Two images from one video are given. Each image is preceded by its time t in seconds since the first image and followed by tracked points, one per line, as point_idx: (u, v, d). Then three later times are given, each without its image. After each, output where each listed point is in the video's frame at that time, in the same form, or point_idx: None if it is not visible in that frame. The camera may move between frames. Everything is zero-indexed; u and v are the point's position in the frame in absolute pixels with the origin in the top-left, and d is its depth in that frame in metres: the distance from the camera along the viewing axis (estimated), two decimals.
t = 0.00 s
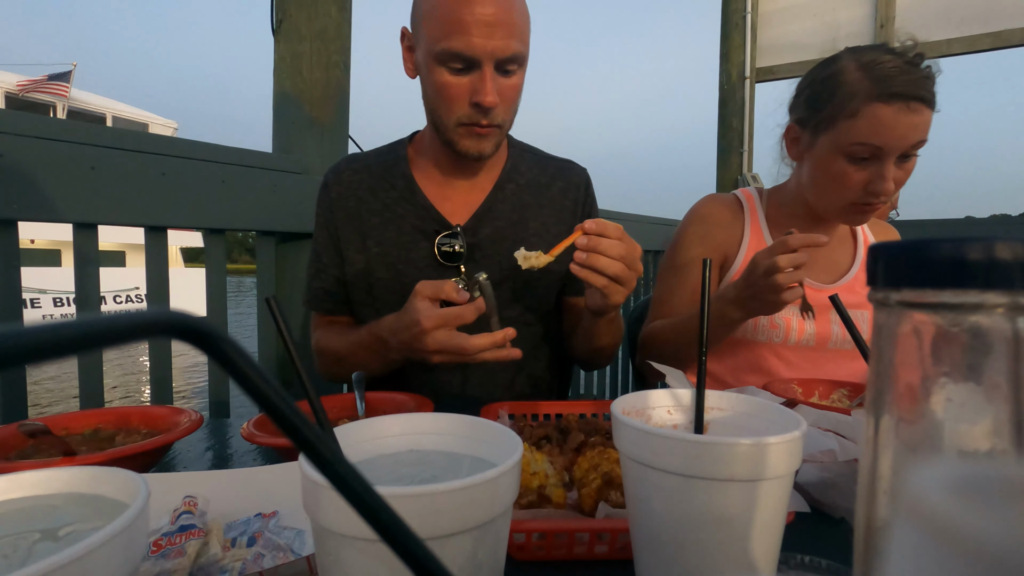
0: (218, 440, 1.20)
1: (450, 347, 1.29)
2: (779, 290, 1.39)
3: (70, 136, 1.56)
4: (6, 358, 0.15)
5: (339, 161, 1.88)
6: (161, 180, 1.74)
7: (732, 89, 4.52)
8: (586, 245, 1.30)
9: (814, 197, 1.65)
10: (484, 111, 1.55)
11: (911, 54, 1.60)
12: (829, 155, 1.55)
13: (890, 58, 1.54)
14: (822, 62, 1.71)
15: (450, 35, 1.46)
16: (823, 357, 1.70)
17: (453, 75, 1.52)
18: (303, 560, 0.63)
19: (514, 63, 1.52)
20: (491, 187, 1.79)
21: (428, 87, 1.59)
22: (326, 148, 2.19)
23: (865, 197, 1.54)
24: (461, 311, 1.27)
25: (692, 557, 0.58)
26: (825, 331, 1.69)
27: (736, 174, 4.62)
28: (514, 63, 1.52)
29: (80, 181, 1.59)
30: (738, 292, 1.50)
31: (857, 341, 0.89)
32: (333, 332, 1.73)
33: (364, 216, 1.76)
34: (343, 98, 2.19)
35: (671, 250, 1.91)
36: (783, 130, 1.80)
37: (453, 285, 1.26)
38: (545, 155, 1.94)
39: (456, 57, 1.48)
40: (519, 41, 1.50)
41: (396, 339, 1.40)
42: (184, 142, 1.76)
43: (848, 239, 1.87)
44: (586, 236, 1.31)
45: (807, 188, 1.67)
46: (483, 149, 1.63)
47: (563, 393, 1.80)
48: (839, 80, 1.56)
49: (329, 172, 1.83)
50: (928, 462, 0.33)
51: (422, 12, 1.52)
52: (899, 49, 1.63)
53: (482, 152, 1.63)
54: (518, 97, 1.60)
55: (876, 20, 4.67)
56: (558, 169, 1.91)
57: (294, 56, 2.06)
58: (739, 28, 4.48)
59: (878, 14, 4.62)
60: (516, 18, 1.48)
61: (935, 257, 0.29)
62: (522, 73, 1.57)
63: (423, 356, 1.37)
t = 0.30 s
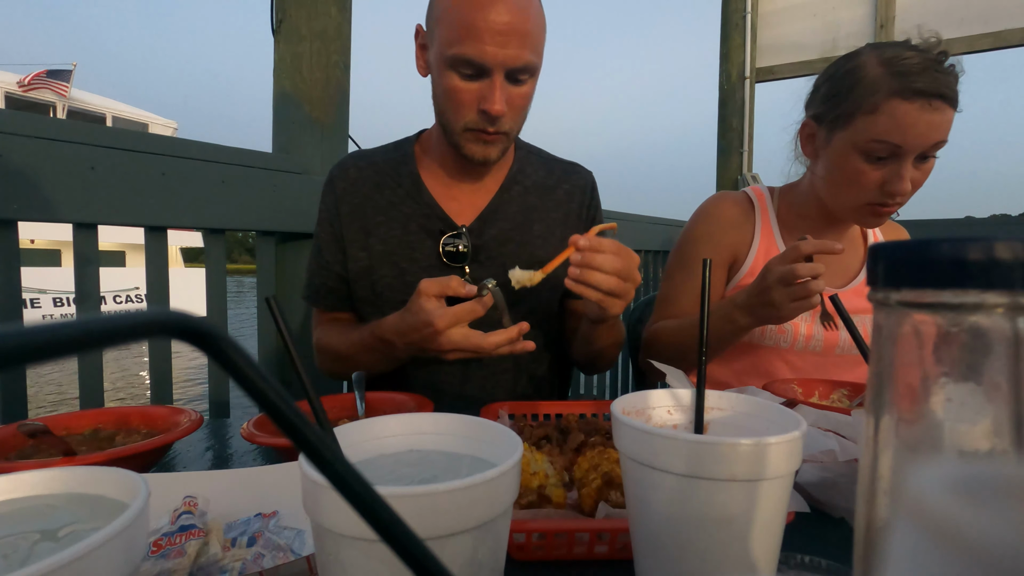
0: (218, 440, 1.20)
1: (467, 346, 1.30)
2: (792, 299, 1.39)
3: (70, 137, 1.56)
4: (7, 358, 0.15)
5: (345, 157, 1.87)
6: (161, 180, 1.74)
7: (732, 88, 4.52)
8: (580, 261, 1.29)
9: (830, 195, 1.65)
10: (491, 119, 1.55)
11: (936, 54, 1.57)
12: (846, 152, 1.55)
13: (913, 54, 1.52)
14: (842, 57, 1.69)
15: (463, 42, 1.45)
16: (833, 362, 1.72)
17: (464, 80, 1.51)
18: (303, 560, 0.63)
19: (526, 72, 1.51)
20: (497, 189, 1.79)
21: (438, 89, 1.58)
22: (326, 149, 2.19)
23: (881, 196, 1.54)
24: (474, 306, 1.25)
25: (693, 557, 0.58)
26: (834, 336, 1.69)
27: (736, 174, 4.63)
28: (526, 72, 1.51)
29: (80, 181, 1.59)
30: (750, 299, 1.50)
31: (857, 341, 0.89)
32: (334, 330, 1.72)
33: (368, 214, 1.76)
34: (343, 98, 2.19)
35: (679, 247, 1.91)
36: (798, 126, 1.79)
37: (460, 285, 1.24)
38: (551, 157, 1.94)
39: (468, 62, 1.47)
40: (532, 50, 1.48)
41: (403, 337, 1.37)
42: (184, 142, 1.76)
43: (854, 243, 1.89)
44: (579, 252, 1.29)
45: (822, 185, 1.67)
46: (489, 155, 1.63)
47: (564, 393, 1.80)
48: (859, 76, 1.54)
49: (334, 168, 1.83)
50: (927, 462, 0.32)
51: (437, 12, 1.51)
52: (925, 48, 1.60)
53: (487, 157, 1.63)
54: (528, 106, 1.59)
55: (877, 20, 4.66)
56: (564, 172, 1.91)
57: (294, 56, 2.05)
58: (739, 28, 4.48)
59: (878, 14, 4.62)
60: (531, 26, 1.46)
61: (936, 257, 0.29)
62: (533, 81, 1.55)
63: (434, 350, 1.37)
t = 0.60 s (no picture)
0: (219, 440, 1.20)
1: (476, 344, 1.30)
2: (790, 302, 1.39)
3: (70, 137, 1.56)
4: (7, 358, 0.15)
5: (348, 155, 1.87)
6: (161, 180, 1.74)
7: (732, 88, 4.52)
8: (577, 284, 1.31)
9: (832, 197, 1.65)
10: (500, 122, 1.55)
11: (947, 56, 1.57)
12: (850, 154, 1.55)
13: (922, 57, 1.52)
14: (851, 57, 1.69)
15: (476, 44, 1.44)
16: (834, 363, 1.72)
17: (474, 82, 1.50)
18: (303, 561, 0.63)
19: (539, 76, 1.50)
20: (500, 191, 1.78)
21: (447, 89, 1.58)
22: (326, 149, 2.20)
23: (884, 199, 1.55)
24: (483, 305, 1.27)
25: (694, 558, 0.58)
26: (835, 338, 1.70)
27: (736, 174, 4.63)
28: (538, 75, 1.51)
29: (80, 181, 1.59)
30: (749, 301, 1.49)
31: (857, 341, 0.90)
32: (335, 328, 1.73)
33: (372, 213, 1.76)
34: (343, 99, 2.19)
35: (681, 246, 1.92)
36: (804, 126, 1.79)
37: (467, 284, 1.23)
38: (557, 159, 1.95)
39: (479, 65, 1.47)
40: (544, 53, 1.48)
41: (407, 337, 1.38)
42: (184, 142, 1.76)
43: (857, 246, 1.90)
44: (578, 276, 1.31)
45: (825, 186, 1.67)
46: (496, 157, 1.63)
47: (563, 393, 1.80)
48: (868, 79, 1.53)
49: (338, 167, 1.83)
50: (927, 463, 0.33)
51: (451, 13, 1.50)
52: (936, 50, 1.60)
53: (494, 160, 1.63)
54: (536, 109, 1.59)
55: (876, 20, 4.66)
56: (569, 173, 1.91)
57: (294, 56, 2.05)
58: (739, 29, 4.48)
59: (878, 14, 4.63)
60: (544, 30, 1.46)
61: (936, 257, 0.29)
62: (544, 85, 1.55)
63: (438, 350, 1.37)
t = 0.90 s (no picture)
0: (219, 440, 1.20)
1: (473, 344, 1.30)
2: (789, 309, 1.38)
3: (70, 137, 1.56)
4: (7, 358, 0.15)
5: (349, 154, 1.87)
6: (161, 180, 1.74)
7: (733, 88, 4.52)
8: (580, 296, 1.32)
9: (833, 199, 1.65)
10: (506, 123, 1.55)
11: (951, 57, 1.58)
12: (851, 156, 1.54)
13: (925, 57, 1.52)
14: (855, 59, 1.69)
15: (486, 44, 1.44)
16: (834, 364, 1.72)
17: (483, 82, 1.50)
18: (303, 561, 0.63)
19: (546, 77, 1.51)
20: (502, 191, 1.78)
21: (454, 88, 1.57)
22: (327, 149, 2.20)
23: (884, 202, 1.54)
24: (482, 308, 1.26)
25: (693, 559, 0.58)
26: (835, 339, 1.70)
27: (737, 174, 4.63)
28: (546, 76, 1.51)
29: (80, 181, 1.59)
30: (751, 306, 1.49)
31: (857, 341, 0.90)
32: (335, 326, 1.73)
33: (373, 212, 1.76)
34: (344, 98, 2.19)
35: (682, 246, 1.92)
36: (805, 126, 1.79)
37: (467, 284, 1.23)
38: (559, 160, 1.95)
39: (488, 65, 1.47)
40: (552, 54, 1.48)
41: (407, 336, 1.38)
42: (184, 142, 1.76)
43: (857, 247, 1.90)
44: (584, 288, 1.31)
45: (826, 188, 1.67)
46: (501, 158, 1.63)
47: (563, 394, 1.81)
48: (871, 80, 1.53)
49: (340, 165, 1.83)
50: (927, 463, 0.33)
51: (459, 12, 1.50)
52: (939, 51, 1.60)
53: (498, 160, 1.63)
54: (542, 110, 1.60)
55: (876, 20, 4.65)
56: (570, 174, 1.91)
57: (294, 56, 2.05)
58: (739, 29, 4.48)
59: (878, 14, 4.63)
60: (552, 31, 1.46)
61: (936, 256, 0.29)
62: (549, 86, 1.55)
63: (437, 350, 1.37)
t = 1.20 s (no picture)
0: (219, 440, 1.20)
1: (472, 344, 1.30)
2: (788, 312, 1.38)
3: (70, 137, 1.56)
4: (7, 359, 0.15)
5: (350, 154, 1.87)
6: (161, 180, 1.74)
7: (732, 88, 4.52)
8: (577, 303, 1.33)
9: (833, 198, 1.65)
10: (513, 124, 1.55)
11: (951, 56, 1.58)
12: (853, 156, 1.54)
13: (926, 57, 1.52)
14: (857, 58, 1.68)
15: (493, 46, 1.44)
16: (834, 364, 1.73)
17: (489, 84, 1.50)
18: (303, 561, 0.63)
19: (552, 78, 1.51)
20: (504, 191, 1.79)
21: (459, 90, 1.57)
22: (327, 149, 2.20)
23: (886, 202, 1.54)
24: (482, 307, 1.26)
25: (693, 558, 0.58)
26: (835, 339, 1.69)
27: (737, 174, 4.63)
28: (552, 77, 1.51)
29: (80, 180, 1.59)
30: (749, 309, 1.49)
31: (858, 341, 0.90)
32: (335, 325, 1.73)
33: (374, 212, 1.76)
34: (344, 98, 2.19)
35: (682, 246, 1.92)
36: (806, 126, 1.80)
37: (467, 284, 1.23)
38: (560, 160, 1.95)
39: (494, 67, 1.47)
40: (558, 55, 1.48)
41: (406, 335, 1.38)
42: (185, 142, 1.76)
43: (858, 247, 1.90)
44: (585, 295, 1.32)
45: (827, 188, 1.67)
46: (507, 158, 1.63)
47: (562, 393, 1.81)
48: (873, 80, 1.53)
49: (342, 165, 1.83)
50: (927, 462, 0.33)
51: (463, 15, 1.50)
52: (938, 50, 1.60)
53: (503, 161, 1.63)
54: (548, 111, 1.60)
55: (876, 20, 4.65)
56: (571, 174, 1.91)
57: (294, 56, 2.05)
58: (739, 29, 4.48)
59: (879, 14, 4.63)
60: (557, 32, 1.46)
61: (936, 256, 0.29)
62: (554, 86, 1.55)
63: (436, 349, 1.37)
